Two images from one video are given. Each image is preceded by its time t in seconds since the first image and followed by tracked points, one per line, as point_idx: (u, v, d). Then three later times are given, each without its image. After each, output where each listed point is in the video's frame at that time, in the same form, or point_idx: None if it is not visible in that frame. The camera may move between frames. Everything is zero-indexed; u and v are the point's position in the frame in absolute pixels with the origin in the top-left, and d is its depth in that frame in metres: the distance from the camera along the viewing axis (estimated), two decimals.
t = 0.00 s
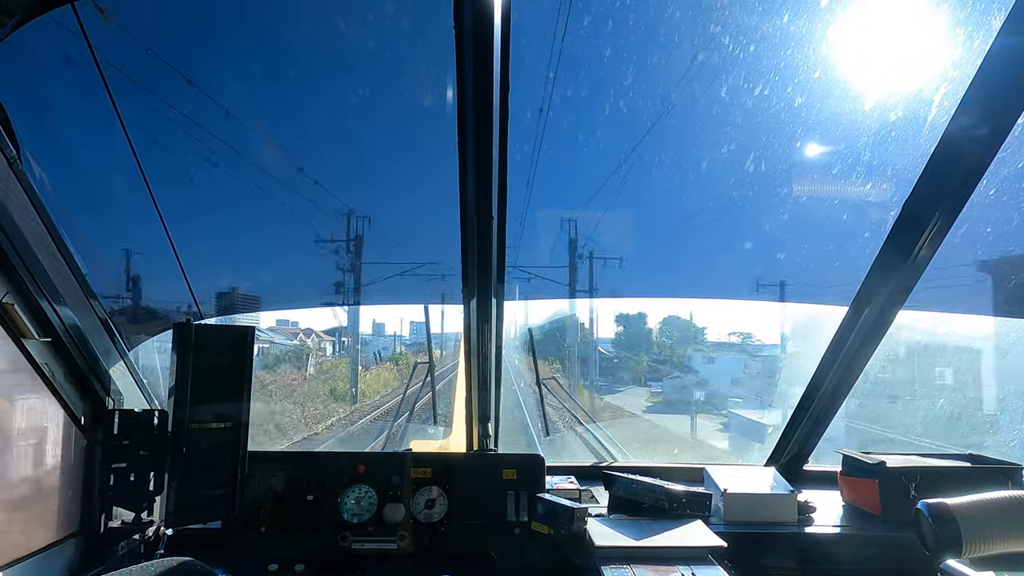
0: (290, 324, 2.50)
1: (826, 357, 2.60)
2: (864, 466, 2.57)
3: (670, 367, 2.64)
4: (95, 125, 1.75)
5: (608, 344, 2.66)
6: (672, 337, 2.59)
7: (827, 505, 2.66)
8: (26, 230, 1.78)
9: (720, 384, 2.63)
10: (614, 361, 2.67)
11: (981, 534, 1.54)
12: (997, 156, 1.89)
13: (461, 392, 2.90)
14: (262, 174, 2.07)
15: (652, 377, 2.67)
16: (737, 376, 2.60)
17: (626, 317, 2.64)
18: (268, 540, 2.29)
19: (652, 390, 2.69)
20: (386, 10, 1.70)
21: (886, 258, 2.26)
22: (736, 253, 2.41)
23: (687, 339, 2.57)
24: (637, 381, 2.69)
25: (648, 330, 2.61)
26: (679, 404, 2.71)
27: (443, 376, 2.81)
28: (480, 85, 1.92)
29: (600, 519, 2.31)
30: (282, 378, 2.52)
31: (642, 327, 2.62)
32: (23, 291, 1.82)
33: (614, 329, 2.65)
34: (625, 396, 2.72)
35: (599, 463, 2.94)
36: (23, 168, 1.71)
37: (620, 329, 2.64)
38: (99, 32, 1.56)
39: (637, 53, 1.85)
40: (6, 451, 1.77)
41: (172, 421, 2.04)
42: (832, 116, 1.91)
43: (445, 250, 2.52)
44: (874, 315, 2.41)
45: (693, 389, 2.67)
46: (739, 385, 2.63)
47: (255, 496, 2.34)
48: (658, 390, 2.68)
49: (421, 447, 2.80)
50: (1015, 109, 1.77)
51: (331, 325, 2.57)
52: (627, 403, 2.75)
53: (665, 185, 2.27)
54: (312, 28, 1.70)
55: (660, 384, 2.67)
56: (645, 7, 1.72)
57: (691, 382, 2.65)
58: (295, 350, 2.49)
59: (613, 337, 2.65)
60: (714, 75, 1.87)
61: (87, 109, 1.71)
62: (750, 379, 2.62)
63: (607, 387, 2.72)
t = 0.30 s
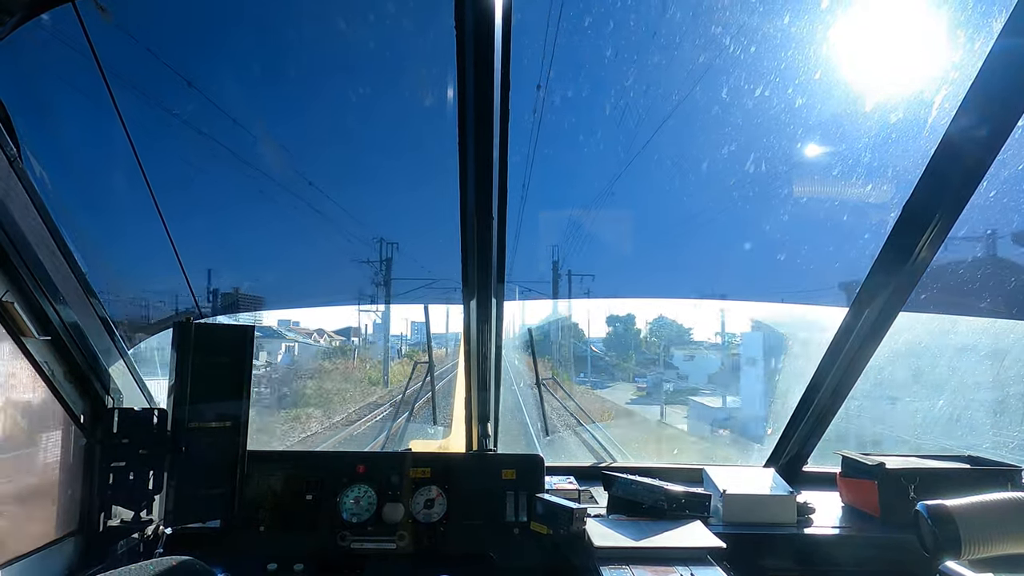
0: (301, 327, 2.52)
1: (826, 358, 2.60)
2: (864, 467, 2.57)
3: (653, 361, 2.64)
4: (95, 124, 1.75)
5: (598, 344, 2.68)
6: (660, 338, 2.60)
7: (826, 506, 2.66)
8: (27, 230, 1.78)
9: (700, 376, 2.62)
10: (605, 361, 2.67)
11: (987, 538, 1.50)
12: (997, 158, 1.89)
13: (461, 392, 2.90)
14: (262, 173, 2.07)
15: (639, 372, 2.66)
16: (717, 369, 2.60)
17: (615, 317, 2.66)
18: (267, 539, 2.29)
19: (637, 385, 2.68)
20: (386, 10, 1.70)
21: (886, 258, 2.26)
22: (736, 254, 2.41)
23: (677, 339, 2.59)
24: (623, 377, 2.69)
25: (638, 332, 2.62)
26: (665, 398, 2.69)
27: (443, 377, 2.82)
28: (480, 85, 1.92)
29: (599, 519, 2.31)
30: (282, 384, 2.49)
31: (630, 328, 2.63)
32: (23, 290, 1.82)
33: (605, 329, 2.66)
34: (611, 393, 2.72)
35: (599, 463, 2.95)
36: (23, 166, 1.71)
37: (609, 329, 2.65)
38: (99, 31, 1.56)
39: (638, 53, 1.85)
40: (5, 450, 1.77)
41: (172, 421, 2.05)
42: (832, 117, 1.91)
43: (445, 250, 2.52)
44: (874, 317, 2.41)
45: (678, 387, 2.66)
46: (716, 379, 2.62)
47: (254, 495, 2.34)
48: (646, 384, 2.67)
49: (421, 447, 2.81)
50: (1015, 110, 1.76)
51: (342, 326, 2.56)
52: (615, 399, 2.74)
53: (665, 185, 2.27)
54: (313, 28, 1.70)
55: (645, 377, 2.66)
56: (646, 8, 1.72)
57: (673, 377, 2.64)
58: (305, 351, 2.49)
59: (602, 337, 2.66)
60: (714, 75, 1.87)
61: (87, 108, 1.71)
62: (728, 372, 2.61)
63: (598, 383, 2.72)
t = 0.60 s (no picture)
0: (315, 327, 2.56)
1: (826, 358, 2.60)
2: (864, 467, 2.57)
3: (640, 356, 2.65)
4: (95, 125, 1.75)
5: (591, 343, 2.69)
6: (651, 336, 2.63)
7: (826, 506, 2.66)
8: (26, 229, 1.78)
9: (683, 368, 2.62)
10: (599, 360, 2.69)
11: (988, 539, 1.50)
12: (997, 158, 1.89)
13: (461, 391, 2.90)
14: (262, 173, 2.07)
15: (630, 369, 2.66)
16: (699, 361, 2.60)
17: (604, 318, 2.70)
18: (267, 539, 2.29)
19: (627, 381, 2.67)
20: (386, 10, 1.70)
21: (887, 258, 2.25)
22: (736, 254, 2.41)
23: (669, 338, 2.61)
24: (615, 373, 2.68)
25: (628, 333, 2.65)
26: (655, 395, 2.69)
27: (443, 377, 2.82)
28: (480, 85, 1.92)
29: (599, 520, 2.31)
30: (274, 384, 2.46)
31: (621, 327, 2.66)
32: (24, 290, 1.81)
33: (598, 329, 2.70)
34: (600, 388, 2.71)
35: (599, 463, 2.95)
36: (23, 167, 1.70)
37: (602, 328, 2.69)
38: (99, 31, 1.56)
39: (638, 53, 1.85)
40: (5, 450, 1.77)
41: (172, 421, 2.05)
42: (832, 117, 1.91)
43: (445, 250, 2.52)
44: (874, 316, 2.41)
45: (661, 382, 2.66)
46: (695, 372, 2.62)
47: (254, 495, 2.34)
48: (633, 379, 2.66)
49: (421, 447, 2.81)
50: (1015, 110, 1.76)
51: (352, 325, 2.60)
52: (603, 391, 2.72)
53: (664, 185, 2.27)
54: (313, 28, 1.70)
55: (634, 370, 2.65)
56: (646, 8, 1.72)
57: (658, 373, 2.64)
58: (325, 351, 2.54)
59: (595, 337, 2.69)
60: (714, 75, 1.87)
61: (87, 108, 1.71)
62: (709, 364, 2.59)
63: (590, 378, 2.72)
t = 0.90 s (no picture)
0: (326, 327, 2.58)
1: (826, 358, 2.60)
2: (864, 467, 2.57)
3: (632, 357, 2.66)
4: (94, 125, 1.75)
5: (586, 343, 2.68)
6: (643, 337, 2.64)
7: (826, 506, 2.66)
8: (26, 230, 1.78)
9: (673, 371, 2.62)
10: (594, 359, 2.68)
11: (989, 539, 1.50)
12: (998, 158, 1.88)
13: (461, 391, 2.90)
14: (262, 174, 2.07)
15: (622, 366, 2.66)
16: (687, 363, 2.60)
17: (599, 320, 2.68)
18: (267, 540, 2.29)
19: (619, 379, 2.67)
20: (386, 10, 1.70)
21: (887, 258, 2.25)
22: (736, 254, 2.41)
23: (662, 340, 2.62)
24: (608, 371, 2.68)
25: (621, 333, 2.66)
26: (651, 392, 2.67)
27: (444, 376, 2.80)
28: (480, 84, 1.92)
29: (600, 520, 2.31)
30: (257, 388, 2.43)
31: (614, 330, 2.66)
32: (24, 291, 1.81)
33: (592, 329, 2.68)
34: (590, 384, 2.70)
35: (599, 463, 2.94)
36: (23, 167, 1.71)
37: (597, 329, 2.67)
38: (99, 32, 1.56)
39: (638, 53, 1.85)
40: (5, 451, 1.77)
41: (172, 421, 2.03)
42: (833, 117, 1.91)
43: (446, 250, 2.52)
44: (874, 316, 2.41)
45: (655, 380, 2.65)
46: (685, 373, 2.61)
47: (254, 495, 2.34)
48: (624, 375, 2.66)
49: (421, 447, 2.76)
50: (1016, 110, 1.75)
51: (360, 325, 2.62)
52: (594, 385, 2.71)
53: (665, 185, 2.28)
54: (313, 28, 1.70)
55: (626, 373, 2.66)
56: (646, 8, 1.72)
57: (648, 373, 2.65)
58: (341, 350, 2.57)
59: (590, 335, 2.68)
60: (714, 75, 1.88)
61: (87, 109, 1.71)
62: (698, 363, 2.59)
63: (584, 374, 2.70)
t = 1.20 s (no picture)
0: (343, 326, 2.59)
1: (826, 358, 2.61)
2: (864, 466, 2.57)
3: (620, 355, 2.66)
4: (94, 125, 1.75)
5: (580, 341, 2.69)
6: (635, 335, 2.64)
7: (826, 506, 2.66)
8: (27, 229, 1.78)
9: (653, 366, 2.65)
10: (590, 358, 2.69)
11: (988, 538, 1.50)
12: (997, 157, 1.89)
13: (462, 391, 2.89)
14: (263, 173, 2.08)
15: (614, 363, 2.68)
16: (668, 358, 2.64)
17: (592, 322, 2.68)
18: (268, 540, 2.30)
19: (612, 376, 2.69)
20: (386, 10, 1.70)
21: (887, 258, 2.25)
22: (737, 254, 2.39)
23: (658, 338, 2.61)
24: (599, 367, 2.70)
25: (613, 333, 2.65)
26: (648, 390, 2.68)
27: (443, 377, 2.82)
28: (480, 82, 1.92)
29: (599, 519, 2.31)
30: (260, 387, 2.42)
31: (603, 327, 2.66)
32: (24, 290, 1.81)
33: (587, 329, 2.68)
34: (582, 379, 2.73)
35: (599, 463, 2.94)
36: (24, 167, 1.71)
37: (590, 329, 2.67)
38: (99, 32, 1.56)
39: (638, 53, 1.85)
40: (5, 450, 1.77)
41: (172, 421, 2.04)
42: (833, 117, 1.91)
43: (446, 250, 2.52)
44: (874, 316, 2.41)
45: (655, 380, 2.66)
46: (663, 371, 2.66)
47: (254, 495, 2.33)
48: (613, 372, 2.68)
49: (420, 447, 2.82)
50: (1016, 109, 1.76)
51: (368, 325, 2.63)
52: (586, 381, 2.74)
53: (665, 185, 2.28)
54: (313, 27, 1.70)
55: (617, 367, 2.68)
56: (645, 8, 1.72)
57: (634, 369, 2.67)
58: (354, 349, 2.58)
59: (584, 334, 2.68)
60: (714, 75, 1.88)
61: (87, 109, 1.71)
62: (675, 360, 2.64)
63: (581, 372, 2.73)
